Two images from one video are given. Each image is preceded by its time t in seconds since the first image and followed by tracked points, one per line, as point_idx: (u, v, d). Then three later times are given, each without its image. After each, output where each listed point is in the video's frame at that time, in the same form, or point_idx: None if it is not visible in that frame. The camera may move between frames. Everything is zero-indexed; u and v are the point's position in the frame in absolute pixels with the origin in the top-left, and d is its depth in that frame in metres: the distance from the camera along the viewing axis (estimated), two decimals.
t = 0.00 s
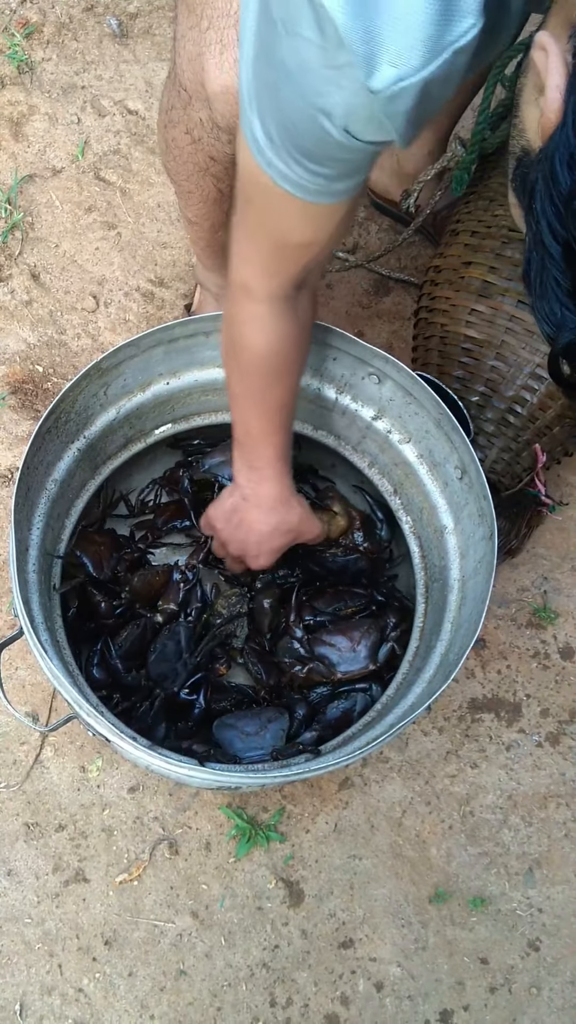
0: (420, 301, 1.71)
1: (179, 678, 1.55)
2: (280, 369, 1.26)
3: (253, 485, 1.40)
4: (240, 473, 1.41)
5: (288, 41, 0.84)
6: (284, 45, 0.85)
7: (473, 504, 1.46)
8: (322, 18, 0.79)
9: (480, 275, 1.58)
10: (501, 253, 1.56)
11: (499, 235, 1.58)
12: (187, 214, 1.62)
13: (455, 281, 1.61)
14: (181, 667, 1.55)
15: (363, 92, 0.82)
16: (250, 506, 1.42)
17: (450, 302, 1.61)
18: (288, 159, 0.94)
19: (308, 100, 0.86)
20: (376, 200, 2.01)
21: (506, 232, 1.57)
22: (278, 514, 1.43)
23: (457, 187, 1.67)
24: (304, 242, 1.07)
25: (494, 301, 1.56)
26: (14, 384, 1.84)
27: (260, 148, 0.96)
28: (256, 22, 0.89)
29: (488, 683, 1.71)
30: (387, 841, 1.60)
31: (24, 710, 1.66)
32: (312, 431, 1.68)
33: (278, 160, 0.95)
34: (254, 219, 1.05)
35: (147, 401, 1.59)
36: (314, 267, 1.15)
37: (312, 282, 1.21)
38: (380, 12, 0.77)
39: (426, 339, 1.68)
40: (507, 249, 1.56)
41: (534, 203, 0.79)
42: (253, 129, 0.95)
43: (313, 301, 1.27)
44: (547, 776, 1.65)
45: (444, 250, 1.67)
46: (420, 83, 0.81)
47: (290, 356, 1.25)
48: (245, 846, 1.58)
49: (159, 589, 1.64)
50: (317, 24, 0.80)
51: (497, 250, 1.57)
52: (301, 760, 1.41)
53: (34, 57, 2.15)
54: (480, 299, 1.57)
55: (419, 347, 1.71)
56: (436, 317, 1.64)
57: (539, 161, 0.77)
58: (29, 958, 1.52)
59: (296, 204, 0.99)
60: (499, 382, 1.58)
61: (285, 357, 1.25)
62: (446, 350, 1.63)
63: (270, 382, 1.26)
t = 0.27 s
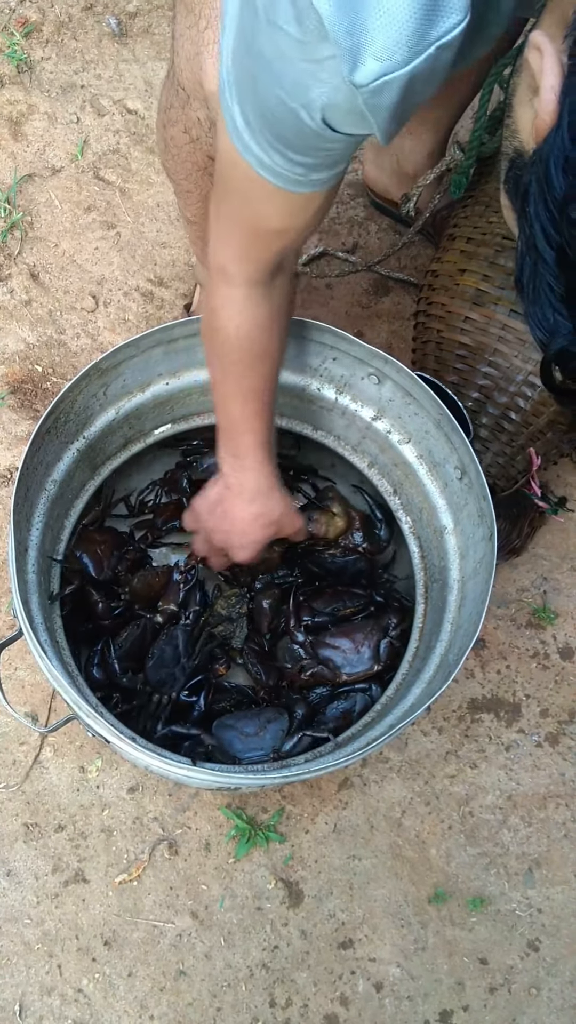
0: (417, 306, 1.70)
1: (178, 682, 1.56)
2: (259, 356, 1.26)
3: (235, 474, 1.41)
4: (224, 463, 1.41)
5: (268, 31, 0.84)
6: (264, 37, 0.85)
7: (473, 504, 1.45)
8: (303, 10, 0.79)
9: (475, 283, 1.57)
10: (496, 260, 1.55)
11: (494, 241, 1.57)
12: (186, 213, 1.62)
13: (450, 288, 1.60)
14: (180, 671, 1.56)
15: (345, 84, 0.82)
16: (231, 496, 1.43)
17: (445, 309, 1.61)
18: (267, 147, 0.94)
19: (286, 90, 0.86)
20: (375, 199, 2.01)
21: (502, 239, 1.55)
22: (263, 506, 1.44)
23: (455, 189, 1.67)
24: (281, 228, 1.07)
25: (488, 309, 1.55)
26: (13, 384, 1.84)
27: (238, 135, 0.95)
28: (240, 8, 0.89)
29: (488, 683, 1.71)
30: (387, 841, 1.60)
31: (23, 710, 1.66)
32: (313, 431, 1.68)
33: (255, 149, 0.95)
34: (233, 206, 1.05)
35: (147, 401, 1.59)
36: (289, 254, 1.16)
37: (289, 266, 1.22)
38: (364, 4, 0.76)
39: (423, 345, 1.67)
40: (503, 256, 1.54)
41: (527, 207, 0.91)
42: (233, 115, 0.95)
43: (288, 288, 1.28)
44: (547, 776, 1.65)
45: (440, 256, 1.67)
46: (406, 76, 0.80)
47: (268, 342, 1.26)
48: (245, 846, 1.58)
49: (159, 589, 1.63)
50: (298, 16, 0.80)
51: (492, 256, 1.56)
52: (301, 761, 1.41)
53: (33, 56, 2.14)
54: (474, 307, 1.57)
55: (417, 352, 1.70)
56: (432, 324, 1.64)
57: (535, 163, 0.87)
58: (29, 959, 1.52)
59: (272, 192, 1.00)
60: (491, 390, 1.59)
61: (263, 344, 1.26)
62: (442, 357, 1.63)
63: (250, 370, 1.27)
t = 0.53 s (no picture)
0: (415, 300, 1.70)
1: (172, 694, 1.54)
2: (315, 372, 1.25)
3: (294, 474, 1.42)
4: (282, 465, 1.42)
5: (286, 57, 0.85)
6: (282, 63, 0.86)
7: (473, 503, 1.45)
8: (314, 33, 0.79)
9: (472, 277, 1.57)
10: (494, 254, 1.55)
11: (492, 236, 1.57)
12: (187, 214, 1.61)
13: (448, 281, 1.61)
14: (174, 681, 1.54)
15: (357, 107, 0.83)
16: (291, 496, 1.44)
17: (443, 303, 1.61)
18: (298, 172, 0.94)
19: (309, 115, 0.87)
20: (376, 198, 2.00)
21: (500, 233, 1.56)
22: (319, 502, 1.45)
23: (454, 185, 1.69)
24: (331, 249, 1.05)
25: (485, 304, 1.55)
26: (13, 383, 1.84)
27: (275, 161, 0.96)
28: (260, 36, 0.89)
29: (488, 682, 1.70)
30: (387, 841, 1.60)
31: (23, 709, 1.66)
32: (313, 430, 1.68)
33: (292, 174, 0.95)
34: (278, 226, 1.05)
35: (147, 400, 1.58)
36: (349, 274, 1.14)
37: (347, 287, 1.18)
38: (371, 28, 0.78)
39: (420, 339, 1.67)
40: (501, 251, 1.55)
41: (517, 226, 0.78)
42: (267, 142, 0.95)
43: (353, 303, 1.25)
44: (547, 776, 1.65)
45: (438, 250, 1.67)
46: (414, 98, 0.82)
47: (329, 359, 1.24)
48: (245, 845, 1.58)
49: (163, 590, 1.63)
50: (311, 39, 0.80)
51: (490, 251, 1.56)
52: (301, 760, 1.41)
53: (34, 54, 2.13)
54: (470, 302, 1.57)
55: (414, 346, 1.70)
56: (429, 318, 1.64)
57: (522, 184, 0.76)
58: (29, 958, 1.52)
59: (316, 215, 0.99)
60: (487, 385, 1.58)
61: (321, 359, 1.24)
62: (438, 351, 1.63)
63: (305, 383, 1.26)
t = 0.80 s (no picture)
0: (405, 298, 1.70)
1: (163, 695, 1.53)
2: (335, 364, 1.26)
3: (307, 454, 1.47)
4: (297, 445, 1.46)
5: (299, 63, 0.85)
6: (297, 69, 0.86)
7: (472, 500, 1.45)
8: (327, 39, 0.80)
9: (461, 274, 1.56)
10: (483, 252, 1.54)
11: (481, 234, 1.56)
12: (187, 212, 1.61)
13: (436, 279, 1.60)
14: (166, 682, 1.53)
15: (370, 110, 0.82)
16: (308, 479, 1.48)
17: (431, 300, 1.60)
18: (315, 175, 0.93)
19: (323, 121, 0.87)
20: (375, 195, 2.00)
21: (489, 231, 1.55)
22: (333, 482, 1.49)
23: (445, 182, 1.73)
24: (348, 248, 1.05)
25: (472, 302, 1.54)
26: (12, 380, 1.84)
27: (293, 165, 0.95)
28: (274, 45, 0.89)
29: (487, 680, 1.71)
30: (385, 838, 1.60)
31: (22, 706, 1.66)
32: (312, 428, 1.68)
33: (310, 177, 0.94)
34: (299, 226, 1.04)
35: (146, 398, 1.59)
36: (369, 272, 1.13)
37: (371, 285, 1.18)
38: (383, 35, 0.78)
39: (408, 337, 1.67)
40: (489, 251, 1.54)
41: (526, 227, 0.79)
42: (285, 146, 0.95)
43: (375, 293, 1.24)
44: (545, 773, 1.65)
45: (428, 248, 1.66)
46: (424, 103, 0.82)
47: (344, 353, 1.25)
48: (243, 842, 1.58)
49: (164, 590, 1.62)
50: (326, 46, 0.80)
51: (479, 250, 1.55)
52: (299, 756, 1.41)
53: (32, 50, 2.13)
54: (458, 299, 1.56)
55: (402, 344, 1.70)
56: (418, 316, 1.64)
57: (532, 187, 0.77)
58: (27, 954, 1.52)
59: (335, 216, 0.98)
60: (474, 383, 1.58)
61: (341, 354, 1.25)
62: (425, 348, 1.63)
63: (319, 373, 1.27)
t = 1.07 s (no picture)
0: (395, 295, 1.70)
1: (157, 692, 1.52)
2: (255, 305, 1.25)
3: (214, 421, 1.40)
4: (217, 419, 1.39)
5: None
6: None
7: (469, 498, 1.46)
8: None
9: (452, 271, 1.57)
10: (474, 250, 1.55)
11: (472, 231, 1.57)
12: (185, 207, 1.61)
13: (427, 275, 1.61)
14: (161, 677, 1.53)
15: (349, 48, 0.89)
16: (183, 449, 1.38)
17: (422, 296, 1.60)
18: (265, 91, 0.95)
19: (296, 39, 0.89)
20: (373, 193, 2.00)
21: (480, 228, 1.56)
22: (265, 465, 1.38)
23: (435, 181, 1.68)
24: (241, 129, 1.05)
25: (464, 297, 1.55)
26: (10, 377, 1.84)
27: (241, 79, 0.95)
28: None
29: (484, 677, 1.71)
30: (383, 835, 1.60)
31: (20, 703, 1.66)
32: (309, 425, 1.69)
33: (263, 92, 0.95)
34: (188, 88, 1.02)
35: (144, 395, 1.59)
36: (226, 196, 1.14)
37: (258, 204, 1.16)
38: None
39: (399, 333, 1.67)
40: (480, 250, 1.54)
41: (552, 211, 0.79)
42: (228, 55, 0.93)
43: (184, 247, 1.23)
44: (543, 770, 1.66)
45: (418, 244, 1.66)
46: (402, 47, 0.90)
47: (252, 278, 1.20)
48: (241, 839, 1.58)
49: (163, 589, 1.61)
50: None
51: (470, 246, 1.56)
52: (297, 753, 1.42)
53: (30, 48, 2.13)
54: (449, 295, 1.56)
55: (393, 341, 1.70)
56: (409, 312, 1.64)
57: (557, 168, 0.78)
58: (25, 951, 1.52)
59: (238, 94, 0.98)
60: (465, 378, 1.58)
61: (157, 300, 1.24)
62: (415, 344, 1.63)
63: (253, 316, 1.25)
